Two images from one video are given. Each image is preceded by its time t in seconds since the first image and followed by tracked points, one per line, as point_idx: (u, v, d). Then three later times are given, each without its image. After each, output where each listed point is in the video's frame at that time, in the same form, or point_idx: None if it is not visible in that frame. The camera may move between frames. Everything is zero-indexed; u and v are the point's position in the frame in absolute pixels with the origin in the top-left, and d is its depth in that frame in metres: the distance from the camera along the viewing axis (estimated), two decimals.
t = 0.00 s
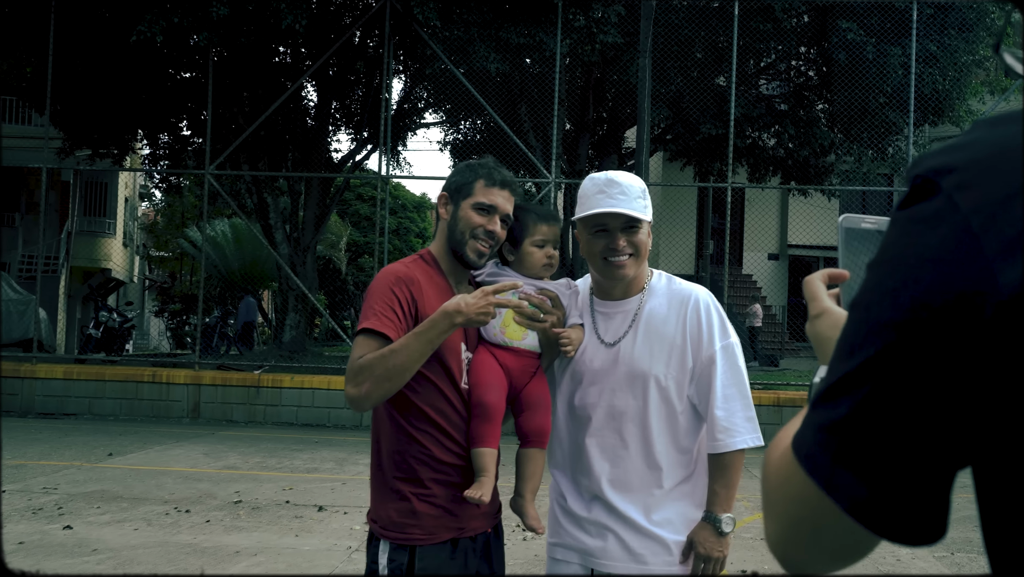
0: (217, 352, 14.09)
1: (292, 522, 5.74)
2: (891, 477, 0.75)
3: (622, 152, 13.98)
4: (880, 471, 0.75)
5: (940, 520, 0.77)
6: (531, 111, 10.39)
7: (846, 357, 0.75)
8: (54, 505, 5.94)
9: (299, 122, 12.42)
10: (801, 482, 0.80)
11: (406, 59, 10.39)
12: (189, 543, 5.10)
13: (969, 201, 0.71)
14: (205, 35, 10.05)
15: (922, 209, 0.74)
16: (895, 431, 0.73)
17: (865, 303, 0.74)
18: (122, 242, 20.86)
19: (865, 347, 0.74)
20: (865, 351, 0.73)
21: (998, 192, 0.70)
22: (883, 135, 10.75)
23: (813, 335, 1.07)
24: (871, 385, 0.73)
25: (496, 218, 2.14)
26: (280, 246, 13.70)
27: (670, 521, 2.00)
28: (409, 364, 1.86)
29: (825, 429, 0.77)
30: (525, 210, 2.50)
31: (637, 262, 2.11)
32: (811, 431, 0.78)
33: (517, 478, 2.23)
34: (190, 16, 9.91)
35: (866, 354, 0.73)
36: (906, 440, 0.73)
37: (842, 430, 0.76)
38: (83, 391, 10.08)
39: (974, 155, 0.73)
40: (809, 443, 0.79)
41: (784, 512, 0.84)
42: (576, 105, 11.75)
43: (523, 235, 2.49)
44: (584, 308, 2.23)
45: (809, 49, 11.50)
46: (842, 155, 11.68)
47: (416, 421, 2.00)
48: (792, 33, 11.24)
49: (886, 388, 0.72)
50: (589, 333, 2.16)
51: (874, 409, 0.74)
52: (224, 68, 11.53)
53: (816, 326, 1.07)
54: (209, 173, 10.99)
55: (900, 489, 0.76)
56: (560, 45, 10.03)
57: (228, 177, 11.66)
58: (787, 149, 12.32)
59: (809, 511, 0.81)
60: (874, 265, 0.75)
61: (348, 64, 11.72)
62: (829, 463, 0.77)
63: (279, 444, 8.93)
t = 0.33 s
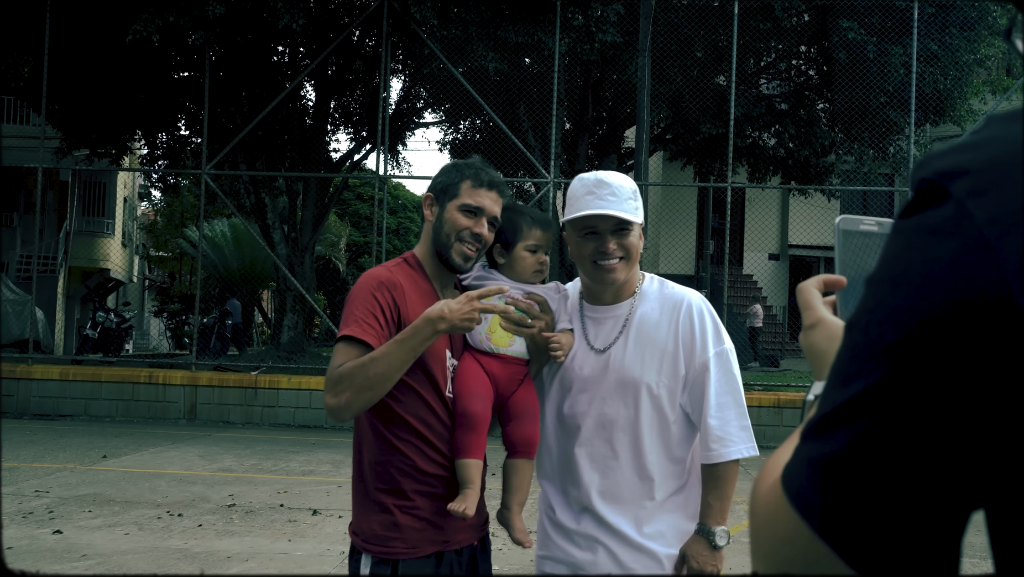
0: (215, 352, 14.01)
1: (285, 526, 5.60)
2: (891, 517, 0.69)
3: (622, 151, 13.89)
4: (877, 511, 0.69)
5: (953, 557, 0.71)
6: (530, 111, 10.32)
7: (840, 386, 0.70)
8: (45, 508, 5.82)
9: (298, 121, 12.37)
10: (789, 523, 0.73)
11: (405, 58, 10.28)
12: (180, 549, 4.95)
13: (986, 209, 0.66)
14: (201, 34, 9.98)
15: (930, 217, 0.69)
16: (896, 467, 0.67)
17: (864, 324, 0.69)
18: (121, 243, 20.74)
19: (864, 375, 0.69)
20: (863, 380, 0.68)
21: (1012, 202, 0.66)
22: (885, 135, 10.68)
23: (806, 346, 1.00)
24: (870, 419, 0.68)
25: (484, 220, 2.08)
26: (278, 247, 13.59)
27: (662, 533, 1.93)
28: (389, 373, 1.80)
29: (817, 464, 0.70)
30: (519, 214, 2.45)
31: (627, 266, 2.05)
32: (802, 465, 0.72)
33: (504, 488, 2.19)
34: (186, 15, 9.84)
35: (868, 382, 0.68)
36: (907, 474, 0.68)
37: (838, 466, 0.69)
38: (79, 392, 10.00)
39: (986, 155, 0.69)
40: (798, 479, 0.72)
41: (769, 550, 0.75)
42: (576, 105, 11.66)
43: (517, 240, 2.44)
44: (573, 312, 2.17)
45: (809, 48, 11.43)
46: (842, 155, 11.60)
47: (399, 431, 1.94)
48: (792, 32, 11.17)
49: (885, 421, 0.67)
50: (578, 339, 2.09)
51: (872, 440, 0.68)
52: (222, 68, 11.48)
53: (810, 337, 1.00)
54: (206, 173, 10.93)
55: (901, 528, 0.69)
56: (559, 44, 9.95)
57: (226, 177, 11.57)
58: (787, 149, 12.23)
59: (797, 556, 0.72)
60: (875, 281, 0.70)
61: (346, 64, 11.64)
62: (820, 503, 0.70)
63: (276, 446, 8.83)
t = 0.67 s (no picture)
0: (215, 351, 13.98)
1: (281, 528, 5.52)
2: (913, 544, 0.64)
3: (623, 150, 13.82)
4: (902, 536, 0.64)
5: None
6: (531, 109, 10.18)
7: (862, 404, 0.66)
8: (39, 510, 5.74)
9: (298, 119, 12.34)
10: (801, 551, 0.69)
11: (405, 56, 10.19)
12: (175, 551, 4.87)
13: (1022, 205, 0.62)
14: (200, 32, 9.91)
15: (961, 213, 0.65)
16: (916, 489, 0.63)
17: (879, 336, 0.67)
18: (121, 242, 20.69)
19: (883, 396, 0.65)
20: (883, 401, 0.65)
21: None
22: (886, 133, 10.67)
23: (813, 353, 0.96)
24: (890, 445, 0.64)
25: (477, 218, 2.03)
26: (278, 246, 13.53)
27: (661, 541, 1.87)
28: (379, 377, 1.75)
29: (832, 491, 0.66)
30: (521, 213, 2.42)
31: (625, 265, 1.98)
32: (815, 491, 0.68)
33: (500, 495, 2.17)
34: (184, 13, 9.77)
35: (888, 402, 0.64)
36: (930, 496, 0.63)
37: (855, 492, 0.65)
38: (78, 392, 9.94)
39: None
40: (812, 504, 0.68)
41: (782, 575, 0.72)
42: (577, 103, 11.61)
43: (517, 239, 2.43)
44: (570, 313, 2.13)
45: (810, 46, 11.39)
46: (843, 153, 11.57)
47: (389, 436, 1.88)
48: (794, 30, 11.13)
49: (907, 445, 0.63)
50: (575, 341, 2.04)
51: (894, 465, 0.64)
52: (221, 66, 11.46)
53: (816, 343, 0.96)
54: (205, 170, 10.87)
55: (924, 554, 0.65)
56: (559, 42, 9.91)
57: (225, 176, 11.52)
58: (788, 147, 12.18)
59: None
60: (896, 287, 0.67)
61: (346, 62, 11.58)
62: (834, 528, 0.66)
63: (274, 446, 8.77)
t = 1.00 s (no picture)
0: (214, 350, 13.88)
1: (279, 529, 5.44)
2: None
3: (624, 149, 13.71)
4: (946, 553, 0.66)
5: None
6: (532, 108, 10.03)
7: (909, 419, 0.69)
8: (33, 511, 5.67)
9: (298, 117, 12.29)
10: (840, 566, 0.72)
11: (405, 55, 10.12)
12: (171, 553, 4.77)
13: None
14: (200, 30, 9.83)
15: None
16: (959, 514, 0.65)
17: (941, 335, 0.67)
18: (121, 240, 20.62)
19: (931, 417, 0.67)
20: (934, 419, 0.66)
21: None
22: (888, 132, 10.70)
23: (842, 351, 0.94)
24: (921, 480, 0.67)
25: (475, 212, 1.99)
26: (278, 244, 13.43)
27: (665, 548, 1.80)
28: (373, 378, 1.69)
29: (878, 512, 0.69)
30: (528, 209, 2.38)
31: (628, 261, 1.92)
32: (860, 512, 0.70)
33: (497, 501, 2.13)
34: (183, 11, 9.67)
35: (919, 431, 0.67)
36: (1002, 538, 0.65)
37: (899, 515, 0.68)
38: (76, 391, 9.88)
39: None
40: (856, 524, 0.70)
41: None
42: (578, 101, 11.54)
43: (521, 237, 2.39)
44: (570, 313, 2.09)
45: (813, 45, 11.33)
46: (845, 152, 11.48)
47: (384, 439, 1.82)
48: (797, 28, 11.06)
49: (956, 468, 0.65)
50: (577, 341, 1.98)
51: (936, 488, 0.66)
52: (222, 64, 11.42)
53: (845, 342, 0.93)
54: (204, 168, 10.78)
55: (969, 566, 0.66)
56: (561, 40, 9.83)
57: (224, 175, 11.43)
58: (791, 146, 12.09)
59: None
60: (959, 276, 0.69)
61: (346, 61, 11.47)
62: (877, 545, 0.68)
63: (273, 446, 8.71)
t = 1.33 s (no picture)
0: (214, 350, 13.78)
1: (278, 531, 5.37)
2: None
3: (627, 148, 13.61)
4: None
5: None
6: (534, 107, 9.94)
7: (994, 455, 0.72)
8: (29, 513, 5.60)
9: (299, 116, 12.21)
10: None
11: (407, 53, 10.02)
12: (168, 556, 4.68)
13: None
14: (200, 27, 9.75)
15: None
16: (1022, 535, 0.66)
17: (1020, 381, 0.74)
18: (122, 239, 20.56)
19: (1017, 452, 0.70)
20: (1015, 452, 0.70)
21: None
22: (891, 132, 10.54)
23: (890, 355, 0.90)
24: (992, 519, 0.69)
25: (479, 207, 1.96)
26: (278, 243, 13.32)
27: (676, 557, 1.73)
28: (371, 380, 1.64)
29: (958, 542, 0.69)
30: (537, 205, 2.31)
31: (637, 259, 1.84)
32: (939, 542, 0.70)
33: (503, 509, 2.07)
34: (184, 8, 9.57)
35: (1002, 469, 0.70)
36: None
37: (980, 543, 0.68)
38: (75, 391, 9.79)
39: None
40: (934, 551, 0.70)
41: None
42: (581, 100, 11.44)
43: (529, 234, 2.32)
44: (577, 311, 2.03)
45: (817, 43, 11.25)
46: (851, 153, 11.46)
47: (383, 443, 1.75)
48: (800, 28, 10.98)
49: None
50: (584, 341, 1.92)
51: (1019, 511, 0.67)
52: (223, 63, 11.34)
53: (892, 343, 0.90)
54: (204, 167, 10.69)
55: None
56: (564, 38, 9.74)
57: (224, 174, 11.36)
58: (794, 145, 11.99)
59: None
60: None
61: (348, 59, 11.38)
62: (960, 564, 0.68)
63: (273, 446, 8.64)
